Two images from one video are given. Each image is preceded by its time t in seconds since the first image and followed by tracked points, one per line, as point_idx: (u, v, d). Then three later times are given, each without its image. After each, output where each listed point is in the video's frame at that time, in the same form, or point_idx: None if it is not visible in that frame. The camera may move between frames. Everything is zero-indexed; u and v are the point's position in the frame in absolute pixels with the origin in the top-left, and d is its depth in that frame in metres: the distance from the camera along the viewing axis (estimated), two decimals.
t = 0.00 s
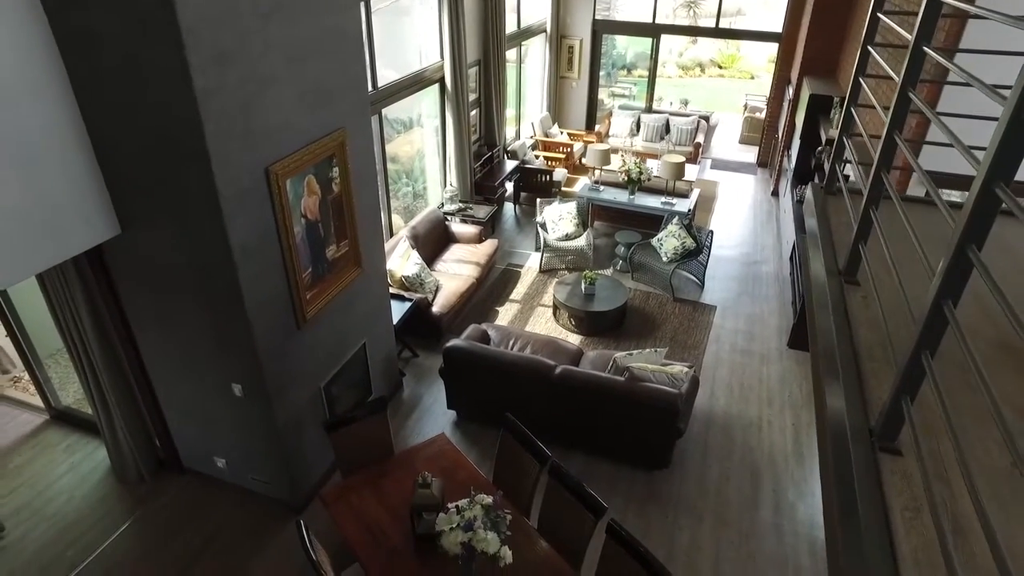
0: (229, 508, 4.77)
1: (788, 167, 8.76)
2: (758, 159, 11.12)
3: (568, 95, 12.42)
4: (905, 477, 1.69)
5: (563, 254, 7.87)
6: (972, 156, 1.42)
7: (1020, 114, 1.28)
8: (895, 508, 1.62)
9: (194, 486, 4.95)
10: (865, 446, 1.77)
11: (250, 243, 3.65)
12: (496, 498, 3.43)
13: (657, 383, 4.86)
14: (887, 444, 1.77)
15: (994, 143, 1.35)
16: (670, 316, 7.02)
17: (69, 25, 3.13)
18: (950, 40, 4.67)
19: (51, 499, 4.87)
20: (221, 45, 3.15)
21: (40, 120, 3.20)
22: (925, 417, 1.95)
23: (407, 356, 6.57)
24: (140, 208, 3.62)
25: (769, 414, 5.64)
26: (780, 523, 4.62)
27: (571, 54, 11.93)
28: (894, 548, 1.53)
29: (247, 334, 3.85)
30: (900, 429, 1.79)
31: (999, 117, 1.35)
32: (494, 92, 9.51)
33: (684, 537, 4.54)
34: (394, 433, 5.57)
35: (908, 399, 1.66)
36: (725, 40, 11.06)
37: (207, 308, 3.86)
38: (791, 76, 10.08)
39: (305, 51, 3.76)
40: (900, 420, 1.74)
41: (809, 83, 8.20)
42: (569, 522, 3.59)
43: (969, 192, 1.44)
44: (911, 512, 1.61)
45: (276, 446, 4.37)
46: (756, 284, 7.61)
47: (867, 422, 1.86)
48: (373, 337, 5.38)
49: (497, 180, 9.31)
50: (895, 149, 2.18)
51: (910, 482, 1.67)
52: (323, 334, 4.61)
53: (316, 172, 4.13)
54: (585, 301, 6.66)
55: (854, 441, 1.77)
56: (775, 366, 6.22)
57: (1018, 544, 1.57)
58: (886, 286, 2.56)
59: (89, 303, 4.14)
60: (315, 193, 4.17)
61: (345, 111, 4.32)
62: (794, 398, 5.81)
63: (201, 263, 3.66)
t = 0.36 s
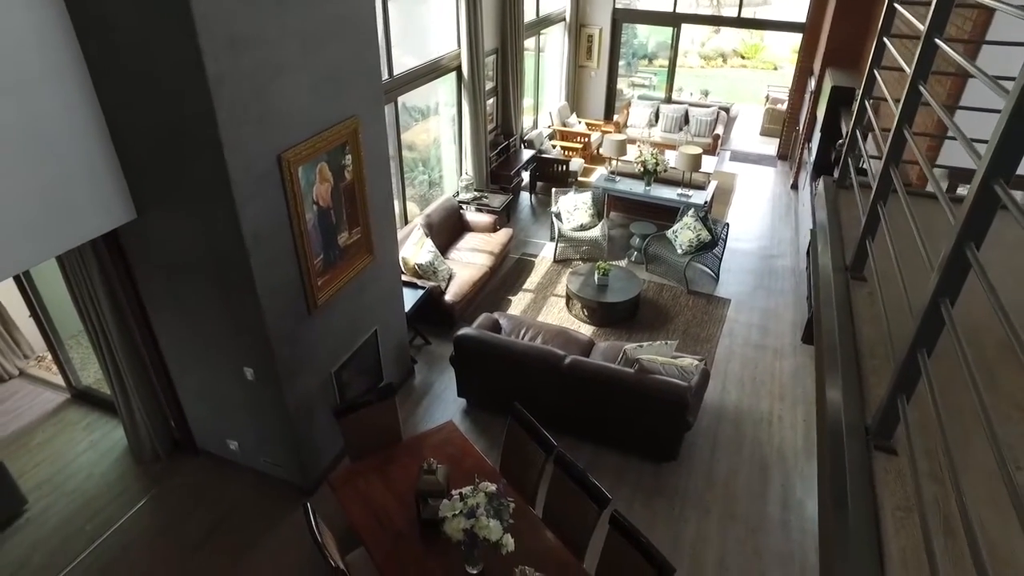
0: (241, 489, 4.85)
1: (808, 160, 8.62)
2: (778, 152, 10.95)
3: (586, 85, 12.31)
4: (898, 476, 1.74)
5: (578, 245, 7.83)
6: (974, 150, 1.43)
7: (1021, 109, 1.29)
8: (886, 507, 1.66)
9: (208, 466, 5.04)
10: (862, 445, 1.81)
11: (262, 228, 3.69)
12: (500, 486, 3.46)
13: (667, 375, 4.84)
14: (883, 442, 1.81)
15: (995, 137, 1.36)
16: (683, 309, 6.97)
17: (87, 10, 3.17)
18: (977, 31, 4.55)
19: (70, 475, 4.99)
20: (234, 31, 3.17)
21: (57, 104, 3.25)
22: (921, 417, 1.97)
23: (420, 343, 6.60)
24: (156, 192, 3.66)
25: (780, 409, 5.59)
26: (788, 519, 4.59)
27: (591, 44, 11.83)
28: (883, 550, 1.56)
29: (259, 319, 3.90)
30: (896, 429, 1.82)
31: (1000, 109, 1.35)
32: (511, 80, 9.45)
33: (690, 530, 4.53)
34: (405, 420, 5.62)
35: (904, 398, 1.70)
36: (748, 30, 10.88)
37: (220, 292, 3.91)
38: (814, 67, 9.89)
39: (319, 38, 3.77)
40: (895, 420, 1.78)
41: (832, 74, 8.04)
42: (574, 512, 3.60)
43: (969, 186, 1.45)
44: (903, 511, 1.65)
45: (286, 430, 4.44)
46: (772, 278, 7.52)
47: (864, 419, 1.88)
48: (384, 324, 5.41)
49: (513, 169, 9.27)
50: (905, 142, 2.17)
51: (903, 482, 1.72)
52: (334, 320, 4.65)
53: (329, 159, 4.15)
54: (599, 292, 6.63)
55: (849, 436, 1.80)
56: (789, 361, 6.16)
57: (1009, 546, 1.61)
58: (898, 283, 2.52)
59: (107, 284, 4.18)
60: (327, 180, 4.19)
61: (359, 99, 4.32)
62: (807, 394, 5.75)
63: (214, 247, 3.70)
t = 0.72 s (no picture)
0: (259, 464, 4.96)
1: (836, 150, 8.44)
2: (806, 142, 10.73)
3: (611, 72, 12.15)
4: (895, 467, 1.92)
5: (598, 232, 7.79)
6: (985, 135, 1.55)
7: None
8: (883, 499, 1.83)
9: (227, 442, 5.15)
10: (862, 436, 1.99)
11: (280, 209, 3.73)
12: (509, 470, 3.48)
13: (682, 365, 4.82)
14: (882, 435, 1.98)
15: (1005, 124, 1.49)
16: (702, 299, 6.91)
17: None
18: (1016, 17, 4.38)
19: (96, 446, 5.14)
20: (253, 14, 3.19)
21: (84, 84, 3.31)
22: (919, 411, 2.13)
23: (437, 327, 6.65)
24: (178, 171, 3.72)
25: (797, 403, 5.53)
26: (800, 513, 4.56)
27: (617, 30, 11.64)
28: (874, 538, 1.73)
29: (276, 299, 3.96)
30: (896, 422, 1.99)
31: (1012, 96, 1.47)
32: (535, 66, 9.38)
33: (700, 520, 4.53)
34: (420, 402, 5.67)
35: (905, 392, 1.86)
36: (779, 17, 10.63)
37: (240, 271, 3.98)
38: (846, 56, 9.65)
39: (338, 21, 3.78)
40: (894, 413, 1.94)
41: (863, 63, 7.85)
42: (582, 498, 3.62)
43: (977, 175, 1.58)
44: (898, 503, 1.81)
45: (303, 408, 4.52)
46: (794, 270, 7.41)
47: (866, 413, 2.07)
48: (401, 308, 5.46)
49: (535, 155, 9.21)
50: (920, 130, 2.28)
51: (899, 473, 1.89)
52: (351, 301, 4.70)
53: (348, 142, 4.18)
54: (618, 280, 6.59)
55: (850, 429, 2.00)
56: (808, 355, 6.08)
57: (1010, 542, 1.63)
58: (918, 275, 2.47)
59: (132, 262, 4.28)
60: (346, 162, 4.22)
61: (378, 82, 4.33)
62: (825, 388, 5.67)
63: (234, 227, 3.76)
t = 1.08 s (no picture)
0: (276, 444, 5.07)
1: (860, 145, 8.30)
2: (831, 135, 10.56)
3: (634, 62, 11.93)
4: (897, 462, 1.93)
5: (616, 224, 7.75)
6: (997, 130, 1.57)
7: None
8: (882, 494, 1.85)
9: (245, 423, 5.26)
10: (865, 433, 2.01)
11: (298, 195, 3.78)
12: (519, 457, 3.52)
13: (696, 358, 4.80)
14: (885, 430, 1.99)
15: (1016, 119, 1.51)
16: (720, 292, 6.87)
17: None
18: None
19: (119, 423, 5.28)
20: (274, 2, 3.22)
21: (108, 71, 3.36)
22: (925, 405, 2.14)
23: (453, 315, 6.69)
24: (199, 155, 3.77)
25: (812, 399, 5.49)
26: (811, 509, 4.54)
27: (640, 20, 11.45)
28: (871, 532, 1.76)
29: (294, 284, 4.03)
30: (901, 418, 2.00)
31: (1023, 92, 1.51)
32: (557, 55, 9.32)
33: (710, 513, 4.53)
34: (434, 389, 5.72)
35: (907, 387, 1.88)
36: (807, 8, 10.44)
37: (258, 256, 4.04)
38: (874, 48, 9.45)
39: (358, 9, 3.80)
40: (898, 409, 1.96)
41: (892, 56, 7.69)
42: (592, 486, 3.64)
43: (987, 171, 1.60)
44: (896, 499, 1.83)
45: (319, 392, 4.59)
46: (814, 265, 7.33)
47: (870, 408, 2.09)
48: (418, 295, 5.51)
49: (555, 145, 9.17)
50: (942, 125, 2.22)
51: (899, 468, 1.92)
52: (368, 287, 4.75)
53: (366, 129, 4.21)
54: (635, 272, 6.57)
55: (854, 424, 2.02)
56: (825, 351, 6.02)
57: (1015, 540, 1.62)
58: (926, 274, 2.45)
59: (154, 245, 4.36)
60: (365, 150, 4.25)
61: (398, 70, 4.35)
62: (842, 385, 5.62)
63: (253, 212, 3.82)
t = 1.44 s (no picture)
0: (294, 425, 5.15)
1: (891, 140, 8.11)
2: (860, 130, 10.33)
3: (661, 53, 11.77)
4: (907, 460, 1.96)
5: (638, 216, 7.70)
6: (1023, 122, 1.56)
7: None
8: (892, 493, 1.87)
9: (264, 404, 5.35)
10: (878, 429, 2.03)
11: (319, 180, 3.81)
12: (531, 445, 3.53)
13: (713, 352, 4.76)
14: (898, 427, 2.01)
15: None
16: (741, 287, 6.79)
17: None
18: None
19: (143, 400, 5.40)
20: None
21: (134, 52, 3.41)
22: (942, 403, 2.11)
23: (471, 303, 6.71)
24: (223, 138, 3.82)
25: (832, 396, 5.41)
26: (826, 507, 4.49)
27: (668, 10, 11.27)
28: (879, 529, 1.77)
29: (314, 268, 4.07)
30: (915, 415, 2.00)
31: None
32: (582, 44, 9.24)
33: (724, 508, 4.51)
34: (450, 376, 5.75)
35: (921, 384, 1.89)
36: None
37: (280, 239, 4.09)
38: (909, 41, 9.20)
39: None
40: (910, 407, 1.98)
41: (926, 49, 7.48)
42: (604, 477, 3.65)
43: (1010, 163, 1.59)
44: (904, 498, 1.85)
45: (337, 375, 4.65)
46: (838, 262, 7.20)
47: (883, 403, 2.10)
48: (436, 282, 5.53)
49: (578, 136, 9.10)
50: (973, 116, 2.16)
51: (909, 466, 1.94)
52: (386, 273, 4.78)
53: (388, 116, 4.23)
54: (655, 265, 6.52)
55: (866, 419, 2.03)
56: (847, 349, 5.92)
57: None
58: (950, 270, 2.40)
59: (178, 227, 4.44)
60: (386, 136, 4.27)
61: (421, 57, 4.35)
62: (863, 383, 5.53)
63: (275, 195, 3.86)
